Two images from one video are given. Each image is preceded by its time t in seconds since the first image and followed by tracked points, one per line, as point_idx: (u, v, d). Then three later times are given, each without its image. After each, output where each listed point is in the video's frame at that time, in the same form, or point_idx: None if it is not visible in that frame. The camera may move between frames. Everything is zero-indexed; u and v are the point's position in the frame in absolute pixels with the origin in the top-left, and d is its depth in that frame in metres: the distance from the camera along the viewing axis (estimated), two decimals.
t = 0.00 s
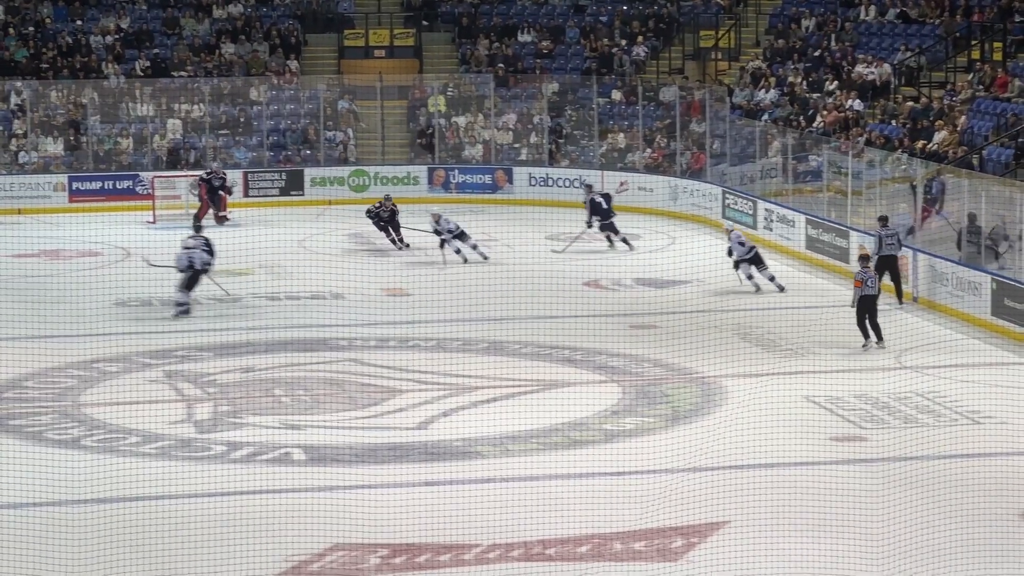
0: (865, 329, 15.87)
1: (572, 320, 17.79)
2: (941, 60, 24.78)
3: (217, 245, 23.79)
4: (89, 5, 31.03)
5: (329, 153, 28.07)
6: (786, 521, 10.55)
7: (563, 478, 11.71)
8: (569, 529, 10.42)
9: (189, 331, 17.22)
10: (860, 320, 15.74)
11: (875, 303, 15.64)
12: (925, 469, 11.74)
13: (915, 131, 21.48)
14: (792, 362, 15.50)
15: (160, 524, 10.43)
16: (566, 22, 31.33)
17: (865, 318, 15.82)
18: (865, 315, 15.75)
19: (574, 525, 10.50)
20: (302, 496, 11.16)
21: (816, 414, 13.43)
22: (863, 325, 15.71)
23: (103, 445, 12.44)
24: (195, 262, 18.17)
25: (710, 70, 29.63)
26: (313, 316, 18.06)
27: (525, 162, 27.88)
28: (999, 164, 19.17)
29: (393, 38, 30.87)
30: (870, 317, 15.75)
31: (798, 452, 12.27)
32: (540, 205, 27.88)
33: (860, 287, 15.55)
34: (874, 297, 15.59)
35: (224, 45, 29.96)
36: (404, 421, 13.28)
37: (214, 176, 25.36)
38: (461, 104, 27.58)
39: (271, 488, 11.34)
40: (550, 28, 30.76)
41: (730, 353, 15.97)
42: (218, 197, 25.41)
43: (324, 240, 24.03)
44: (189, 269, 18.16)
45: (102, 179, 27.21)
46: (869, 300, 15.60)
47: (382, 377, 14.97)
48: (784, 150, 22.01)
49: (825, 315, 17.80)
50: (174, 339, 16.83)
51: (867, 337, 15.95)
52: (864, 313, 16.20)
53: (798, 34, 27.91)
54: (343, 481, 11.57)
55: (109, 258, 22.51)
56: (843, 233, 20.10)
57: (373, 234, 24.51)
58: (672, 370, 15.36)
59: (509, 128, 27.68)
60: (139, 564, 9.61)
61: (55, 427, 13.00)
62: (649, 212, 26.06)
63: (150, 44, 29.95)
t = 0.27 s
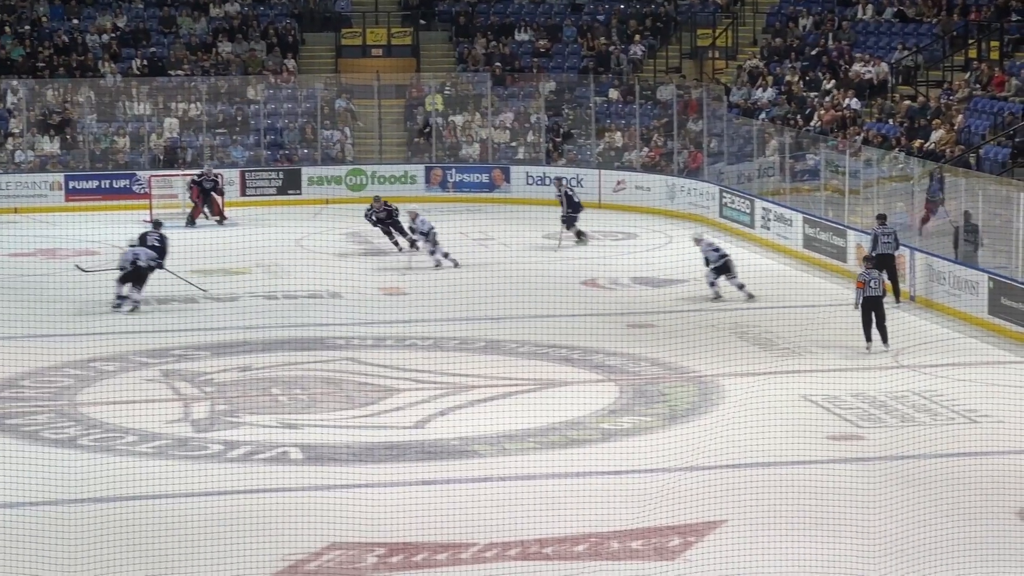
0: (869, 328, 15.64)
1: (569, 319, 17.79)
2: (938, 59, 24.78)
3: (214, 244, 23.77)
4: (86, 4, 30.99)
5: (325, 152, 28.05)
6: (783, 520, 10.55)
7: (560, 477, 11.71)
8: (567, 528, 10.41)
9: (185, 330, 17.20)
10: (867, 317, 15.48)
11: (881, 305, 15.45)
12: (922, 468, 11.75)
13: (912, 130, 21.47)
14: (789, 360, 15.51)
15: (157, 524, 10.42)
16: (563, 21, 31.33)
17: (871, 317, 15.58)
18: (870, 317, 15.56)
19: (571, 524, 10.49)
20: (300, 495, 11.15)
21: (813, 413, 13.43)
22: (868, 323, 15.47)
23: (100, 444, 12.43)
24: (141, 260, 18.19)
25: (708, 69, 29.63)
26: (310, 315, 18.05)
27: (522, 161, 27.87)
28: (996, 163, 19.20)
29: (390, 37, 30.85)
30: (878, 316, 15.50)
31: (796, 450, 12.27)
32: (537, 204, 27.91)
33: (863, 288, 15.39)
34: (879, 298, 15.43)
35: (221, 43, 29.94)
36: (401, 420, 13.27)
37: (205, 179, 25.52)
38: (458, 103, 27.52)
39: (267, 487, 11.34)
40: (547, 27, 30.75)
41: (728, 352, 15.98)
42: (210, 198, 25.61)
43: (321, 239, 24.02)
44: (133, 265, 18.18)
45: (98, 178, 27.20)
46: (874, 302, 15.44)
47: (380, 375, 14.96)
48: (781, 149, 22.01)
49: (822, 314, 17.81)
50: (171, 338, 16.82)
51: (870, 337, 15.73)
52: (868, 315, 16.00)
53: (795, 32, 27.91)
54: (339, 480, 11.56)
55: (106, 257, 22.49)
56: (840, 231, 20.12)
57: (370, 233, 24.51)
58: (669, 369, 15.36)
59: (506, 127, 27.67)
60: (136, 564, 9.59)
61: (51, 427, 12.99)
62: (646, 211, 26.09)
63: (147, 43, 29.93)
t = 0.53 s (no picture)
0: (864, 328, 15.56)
1: (567, 318, 17.80)
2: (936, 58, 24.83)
3: (212, 244, 23.76)
4: (83, 3, 30.98)
5: (323, 151, 28.05)
6: (781, 519, 10.55)
7: (558, 476, 11.70)
8: (565, 527, 10.42)
9: (183, 330, 17.20)
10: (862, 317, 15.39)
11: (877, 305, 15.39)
12: (920, 467, 11.75)
13: (910, 128, 21.47)
14: (787, 359, 15.52)
15: (154, 523, 10.42)
16: (561, 20, 31.34)
17: (865, 317, 15.52)
18: (864, 316, 15.48)
19: (570, 523, 10.49)
20: (298, 495, 11.14)
21: (810, 412, 13.44)
22: (862, 324, 15.39)
23: (97, 443, 12.42)
24: (100, 252, 18.71)
25: (705, 68, 29.64)
26: (308, 314, 18.04)
27: (520, 160, 27.88)
28: (994, 162, 19.25)
29: (388, 36, 30.87)
30: (874, 317, 15.43)
31: (794, 449, 12.28)
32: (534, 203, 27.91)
33: (859, 288, 15.31)
34: (875, 299, 15.36)
35: (219, 43, 29.94)
36: (400, 419, 13.27)
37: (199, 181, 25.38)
38: (456, 102, 27.51)
39: (265, 486, 11.33)
40: (545, 27, 30.76)
41: (725, 351, 15.99)
42: (203, 201, 25.48)
43: (318, 238, 24.02)
44: (93, 258, 18.73)
45: (96, 177, 27.18)
46: (870, 302, 15.37)
47: (377, 374, 14.96)
48: (779, 148, 22.02)
49: (820, 313, 17.82)
50: (168, 337, 16.80)
51: (863, 338, 15.65)
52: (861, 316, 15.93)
53: (793, 31, 27.93)
54: (337, 479, 11.56)
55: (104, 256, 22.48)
56: (838, 231, 20.12)
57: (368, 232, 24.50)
58: (667, 368, 15.37)
59: (504, 126, 27.67)
60: (134, 563, 9.58)
61: (49, 426, 12.98)
62: (644, 211, 26.08)
63: (145, 42, 29.93)
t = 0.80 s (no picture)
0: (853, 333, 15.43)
1: (568, 318, 17.81)
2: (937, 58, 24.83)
3: (213, 244, 23.78)
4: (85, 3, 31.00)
5: (324, 151, 28.04)
6: (782, 519, 10.56)
7: (560, 476, 11.71)
8: (567, 527, 10.43)
9: (185, 330, 17.21)
10: (852, 323, 15.23)
11: (867, 311, 15.25)
12: (921, 467, 11.76)
13: (911, 129, 21.48)
14: (788, 359, 15.53)
15: (156, 523, 10.43)
16: (563, 20, 31.34)
17: (853, 323, 15.38)
18: (853, 323, 15.34)
19: (571, 523, 10.51)
20: (301, 495, 11.15)
21: (812, 412, 13.46)
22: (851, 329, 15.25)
23: (99, 443, 12.44)
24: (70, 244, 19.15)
25: (706, 68, 29.64)
26: (310, 314, 18.05)
27: (521, 161, 27.89)
28: (995, 162, 19.25)
29: (389, 36, 30.86)
30: (864, 323, 15.31)
31: (796, 449, 12.29)
32: (536, 203, 27.97)
33: (851, 295, 15.14)
34: (866, 305, 15.21)
35: (220, 43, 29.95)
36: (402, 419, 13.28)
37: (197, 183, 25.28)
38: (457, 102, 27.58)
39: (267, 486, 11.34)
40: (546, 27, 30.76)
41: (727, 351, 16.00)
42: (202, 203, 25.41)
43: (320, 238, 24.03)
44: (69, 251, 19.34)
45: (98, 177, 27.19)
46: (860, 308, 15.22)
47: (379, 375, 14.97)
48: (780, 148, 22.02)
49: (821, 313, 17.81)
50: (170, 337, 16.81)
51: (850, 343, 15.53)
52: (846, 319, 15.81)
53: (794, 31, 27.93)
54: (339, 479, 11.57)
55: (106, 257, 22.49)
56: (839, 231, 20.12)
57: (369, 232, 24.51)
58: (668, 367, 15.38)
59: (506, 126, 27.68)
60: (136, 563, 9.60)
61: (51, 426, 13.00)
62: (645, 211, 26.08)
63: (146, 42, 29.95)
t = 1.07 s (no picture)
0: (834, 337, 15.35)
1: (576, 319, 17.81)
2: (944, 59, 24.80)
3: (220, 245, 23.82)
4: (93, 5, 31.09)
5: (332, 152, 28.06)
6: (789, 521, 10.56)
7: (568, 477, 11.72)
8: (574, 528, 10.44)
9: (193, 331, 17.24)
10: (835, 325, 15.17)
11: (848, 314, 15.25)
12: (929, 468, 11.75)
13: (919, 130, 21.46)
14: (796, 361, 15.52)
15: (164, 524, 10.46)
16: (570, 21, 31.35)
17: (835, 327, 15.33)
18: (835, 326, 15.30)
19: (579, 524, 10.52)
20: (309, 496, 11.17)
21: (819, 413, 13.45)
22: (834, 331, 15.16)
23: (108, 445, 12.46)
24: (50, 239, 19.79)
25: (714, 69, 29.63)
26: (317, 316, 18.06)
27: (529, 162, 27.89)
28: (1004, 163, 19.20)
29: (397, 38, 30.87)
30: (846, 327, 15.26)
31: (804, 450, 12.29)
32: (542, 204, 27.99)
33: (833, 296, 15.15)
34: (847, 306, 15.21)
35: (228, 44, 30.00)
36: (410, 421, 13.29)
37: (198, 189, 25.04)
38: (465, 104, 27.58)
39: (274, 488, 11.37)
40: (554, 28, 30.75)
41: (735, 352, 15.99)
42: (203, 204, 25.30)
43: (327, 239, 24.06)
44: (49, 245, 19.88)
45: (106, 179, 27.30)
46: (841, 309, 15.22)
47: (387, 376, 14.99)
48: (788, 150, 22.00)
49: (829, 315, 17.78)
50: (178, 338, 16.85)
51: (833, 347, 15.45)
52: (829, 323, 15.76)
53: (801, 33, 27.91)
54: (347, 480, 11.59)
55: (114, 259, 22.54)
56: (847, 232, 20.10)
57: (376, 234, 24.53)
58: (676, 369, 15.38)
59: (513, 128, 27.69)
60: (143, 564, 9.62)
61: (60, 427, 13.03)
62: (654, 212, 26.06)
63: (155, 44, 30.03)
